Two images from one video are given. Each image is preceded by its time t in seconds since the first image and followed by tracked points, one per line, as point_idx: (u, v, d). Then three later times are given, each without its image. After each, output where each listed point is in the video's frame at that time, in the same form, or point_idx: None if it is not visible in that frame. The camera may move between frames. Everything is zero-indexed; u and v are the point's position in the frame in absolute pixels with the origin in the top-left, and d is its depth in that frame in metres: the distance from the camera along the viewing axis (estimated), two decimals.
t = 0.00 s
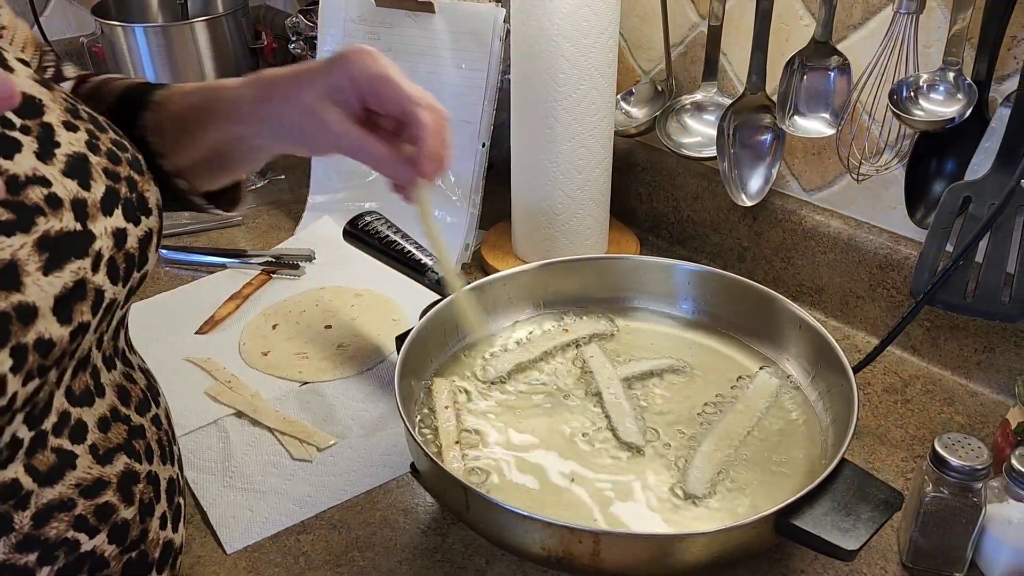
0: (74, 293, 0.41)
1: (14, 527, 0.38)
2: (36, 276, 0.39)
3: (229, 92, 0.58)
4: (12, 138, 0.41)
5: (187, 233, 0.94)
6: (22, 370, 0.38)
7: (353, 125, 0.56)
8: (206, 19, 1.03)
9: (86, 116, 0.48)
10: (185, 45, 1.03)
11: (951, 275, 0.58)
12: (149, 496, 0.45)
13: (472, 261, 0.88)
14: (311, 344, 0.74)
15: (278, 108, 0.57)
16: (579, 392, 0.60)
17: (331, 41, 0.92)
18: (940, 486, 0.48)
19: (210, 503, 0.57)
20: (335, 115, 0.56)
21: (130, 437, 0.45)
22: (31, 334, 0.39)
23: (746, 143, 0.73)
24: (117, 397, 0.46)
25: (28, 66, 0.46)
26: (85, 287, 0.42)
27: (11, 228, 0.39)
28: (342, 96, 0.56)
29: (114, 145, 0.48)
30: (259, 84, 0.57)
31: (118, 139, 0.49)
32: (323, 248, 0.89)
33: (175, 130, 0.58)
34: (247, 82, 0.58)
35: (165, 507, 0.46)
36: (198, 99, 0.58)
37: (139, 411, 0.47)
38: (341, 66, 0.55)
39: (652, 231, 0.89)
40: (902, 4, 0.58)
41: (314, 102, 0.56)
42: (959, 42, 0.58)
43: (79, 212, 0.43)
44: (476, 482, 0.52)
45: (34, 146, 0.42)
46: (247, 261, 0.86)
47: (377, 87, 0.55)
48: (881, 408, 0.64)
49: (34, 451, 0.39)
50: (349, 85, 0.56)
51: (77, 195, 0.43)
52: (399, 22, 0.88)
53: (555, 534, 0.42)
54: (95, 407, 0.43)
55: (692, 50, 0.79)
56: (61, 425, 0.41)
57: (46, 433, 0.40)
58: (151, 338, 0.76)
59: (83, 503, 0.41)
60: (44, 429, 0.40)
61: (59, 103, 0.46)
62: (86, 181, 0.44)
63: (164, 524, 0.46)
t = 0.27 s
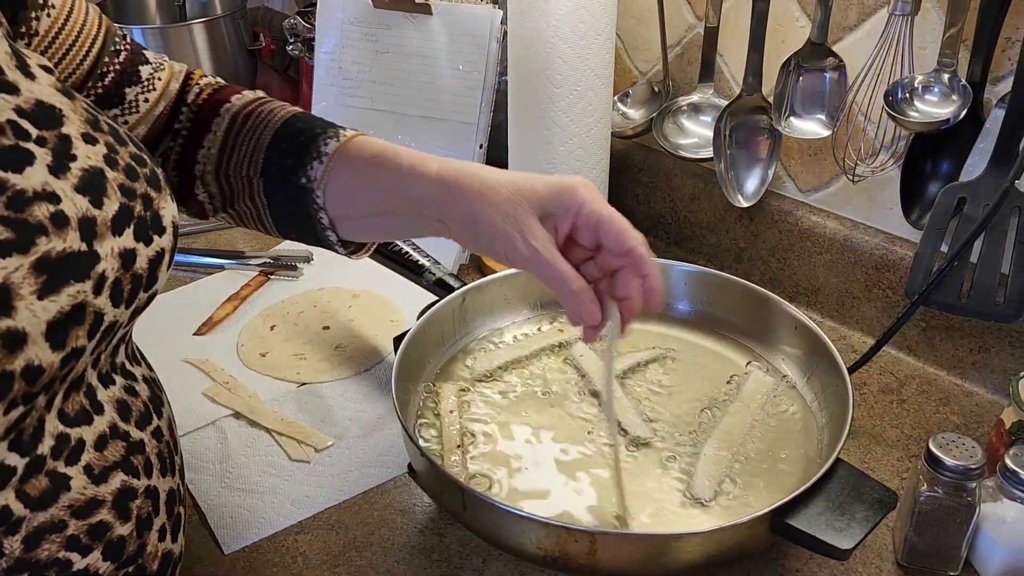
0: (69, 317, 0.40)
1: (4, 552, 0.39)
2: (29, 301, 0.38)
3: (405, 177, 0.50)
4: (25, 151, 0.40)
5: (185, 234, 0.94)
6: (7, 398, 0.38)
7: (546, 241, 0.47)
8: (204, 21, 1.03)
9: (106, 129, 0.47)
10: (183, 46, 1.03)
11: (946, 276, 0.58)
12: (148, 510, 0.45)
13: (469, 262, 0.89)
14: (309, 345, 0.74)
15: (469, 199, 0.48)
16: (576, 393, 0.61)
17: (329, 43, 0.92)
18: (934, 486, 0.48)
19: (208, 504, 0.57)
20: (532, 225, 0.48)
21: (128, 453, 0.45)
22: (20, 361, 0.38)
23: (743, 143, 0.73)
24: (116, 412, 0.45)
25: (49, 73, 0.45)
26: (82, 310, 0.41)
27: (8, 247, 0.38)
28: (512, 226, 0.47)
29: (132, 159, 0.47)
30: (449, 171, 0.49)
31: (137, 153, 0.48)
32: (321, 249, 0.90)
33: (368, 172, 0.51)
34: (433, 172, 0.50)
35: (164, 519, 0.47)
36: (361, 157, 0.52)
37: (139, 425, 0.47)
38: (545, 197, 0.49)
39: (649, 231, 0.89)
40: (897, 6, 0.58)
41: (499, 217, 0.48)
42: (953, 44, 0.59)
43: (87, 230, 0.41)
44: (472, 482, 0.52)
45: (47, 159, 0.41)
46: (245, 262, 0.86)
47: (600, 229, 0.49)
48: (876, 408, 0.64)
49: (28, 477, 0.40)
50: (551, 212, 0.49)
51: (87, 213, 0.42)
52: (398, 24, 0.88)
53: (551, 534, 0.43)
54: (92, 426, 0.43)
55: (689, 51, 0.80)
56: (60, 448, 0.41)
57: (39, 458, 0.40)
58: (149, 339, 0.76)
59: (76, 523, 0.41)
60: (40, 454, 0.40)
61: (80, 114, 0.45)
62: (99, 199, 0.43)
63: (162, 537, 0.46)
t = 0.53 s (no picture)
0: (77, 316, 0.40)
1: (9, 556, 0.39)
2: (36, 302, 0.38)
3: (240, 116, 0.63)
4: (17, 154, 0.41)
5: (183, 234, 0.94)
6: (24, 399, 0.38)
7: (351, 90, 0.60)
8: (202, 21, 1.03)
9: (88, 128, 0.47)
10: (181, 46, 1.03)
11: (941, 275, 0.58)
12: (151, 520, 0.46)
13: (467, 261, 0.89)
14: (307, 344, 0.74)
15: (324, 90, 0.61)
16: (573, 392, 0.61)
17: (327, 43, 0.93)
18: (929, 484, 0.48)
19: (205, 504, 0.57)
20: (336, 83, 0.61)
21: (134, 459, 0.45)
22: (34, 361, 0.38)
23: (739, 144, 0.74)
24: (121, 415, 0.46)
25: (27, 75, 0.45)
26: (88, 309, 0.41)
27: (12, 251, 0.38)
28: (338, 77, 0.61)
29: (116, 156, 0.47)
30: (255, 80, 0.62)
31: (121, 151, 0.48)
32: (319, 249, 0.90)
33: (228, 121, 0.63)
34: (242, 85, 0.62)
35: (167, 529, 0.47)
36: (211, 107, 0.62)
37: (143, 430, 0.47)
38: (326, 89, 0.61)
39: (647, 231, 0.89)
40: (892, 6, 0.58)
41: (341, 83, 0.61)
42: (948, 44, 0.59)
43: (82, 229, 0.42)
44: (469, 481, 0.52)
45: (36, 160, 0.42)
46: (243, 262, 0.86)
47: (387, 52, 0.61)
48: (873, 407, 0.64)
49: (33, 477, 0.40)
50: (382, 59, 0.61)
51: (80, 211, 0.42)
52: (396, 24, 0.88)
53: (548, 533, 0.43)
54: (98, 429, 0.43)
55: (686, 51, 0.80)
56: (62, 449, 0.41)
57: (45, 459, 0.40)
58: (148, 339, 0.76)
59: (83, 531, 0.41)
60: (42, 455, 0.40)
61: (62, 115, 0.45)
62: (89, 197, 0.43)
63: (165, 547, 0.47)
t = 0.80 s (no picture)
0: (83, 269, 0.41)
1: (43, 497, 0.41)
2: (52, 255, 0.40)
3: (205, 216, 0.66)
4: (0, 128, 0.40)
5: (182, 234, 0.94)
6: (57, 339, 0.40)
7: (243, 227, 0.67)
8: (201, 21, 1.03)
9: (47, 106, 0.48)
10: (180, 46, 1.03)
11: (940, 274, 0.58)
12: (153, 476, 0.49)
13: (466, 261, 0.89)
14: (306, 344, 0.74)
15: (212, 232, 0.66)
16: (573, 390, 0.61)
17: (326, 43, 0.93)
18: (928, 482, 0.49)
19: (205, 503, 0.57)
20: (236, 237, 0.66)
21: (133, 417, 0.49)
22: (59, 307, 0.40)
23: (738, 143, 0.74)
24: (117, 375, 0.49)
25: None
26: (90, 265, 0.42)
27: (22, 210, 0.39)
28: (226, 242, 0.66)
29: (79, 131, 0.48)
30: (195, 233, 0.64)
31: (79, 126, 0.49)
32: (319, 249, 0.90)
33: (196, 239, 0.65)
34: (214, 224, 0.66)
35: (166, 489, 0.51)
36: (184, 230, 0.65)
37: (135, 393, 0.51)
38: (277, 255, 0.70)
39: (646, 230, 0.89)
40: (891, 5, 0.58)
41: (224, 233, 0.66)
42: (947, 43, 0.59)
43: (71, 193, 0.42)
44: (469, 480, 0.52)
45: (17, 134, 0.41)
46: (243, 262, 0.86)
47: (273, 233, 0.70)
48: (872, 406, 0.64)
49: (57, 422, 0.42)
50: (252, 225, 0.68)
51: (65, 179, 0.42)
52: (394, 23, 0.88)
53: (547, 530, 0.43)
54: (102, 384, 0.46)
55: (685, 51, 0.80)
56: (76, 398, 0.44)
57: (64, 406, 0.42)
58: (147, 339, 0.76)
59: (103, 476, 0.44)
60: (63, 401, 0.42)
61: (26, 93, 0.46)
62: (70, 166, 0.43)
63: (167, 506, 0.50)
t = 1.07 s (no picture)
0: (76, 248, 0.44)
1: (49, 463, 0.44)
2: (49, 230, 0.42)
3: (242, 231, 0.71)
4: None
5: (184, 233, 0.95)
6: (61, 305, 0.42)
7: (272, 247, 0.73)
8: (202, 21, 1.03)
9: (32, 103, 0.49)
10: (180, 46, 1.03)
11: (940, 272, 0.58)
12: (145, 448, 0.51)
13: (467, 260, 0.89)
14: (307, 343, 0.74)
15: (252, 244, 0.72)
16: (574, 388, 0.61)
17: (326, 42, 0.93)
18: (929, 480, 0.49)
19: (208, 502, 0.57)
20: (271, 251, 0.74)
21: (123, 392, 0.51)
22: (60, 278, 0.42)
23: (739, 143, 0.74)
24: (105, 355, 0.51)
25: None
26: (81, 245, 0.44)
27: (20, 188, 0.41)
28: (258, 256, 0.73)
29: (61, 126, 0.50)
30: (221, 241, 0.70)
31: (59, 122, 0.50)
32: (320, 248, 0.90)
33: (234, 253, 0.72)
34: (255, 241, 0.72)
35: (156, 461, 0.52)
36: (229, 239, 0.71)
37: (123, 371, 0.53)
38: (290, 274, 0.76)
39: (646, 230, 0.89)
40: (891, 4, 0.58)
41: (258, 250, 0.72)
42: (948, 42, 0.59)
43: (61, 178, 0.44)
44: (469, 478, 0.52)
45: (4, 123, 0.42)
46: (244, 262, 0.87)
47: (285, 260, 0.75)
48: (873, 404, 0.64)
49: (58, 394, 0.44)
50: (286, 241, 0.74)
51: (55, 166, 0.44)
52: (395, 23, 0.88)
53: (548, 528, 0.43)
54: (92, 361, 0.49)
55: (686, 50, 0.80)
56: (72, 372, 0.46)
57: (64, 378, 0.45)
58: (149, 339, 0.76)
59: (101, 445, 0.47)
60: (61, 373, 0.45)
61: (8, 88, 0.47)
62: (54, 153, 0.45)
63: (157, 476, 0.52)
